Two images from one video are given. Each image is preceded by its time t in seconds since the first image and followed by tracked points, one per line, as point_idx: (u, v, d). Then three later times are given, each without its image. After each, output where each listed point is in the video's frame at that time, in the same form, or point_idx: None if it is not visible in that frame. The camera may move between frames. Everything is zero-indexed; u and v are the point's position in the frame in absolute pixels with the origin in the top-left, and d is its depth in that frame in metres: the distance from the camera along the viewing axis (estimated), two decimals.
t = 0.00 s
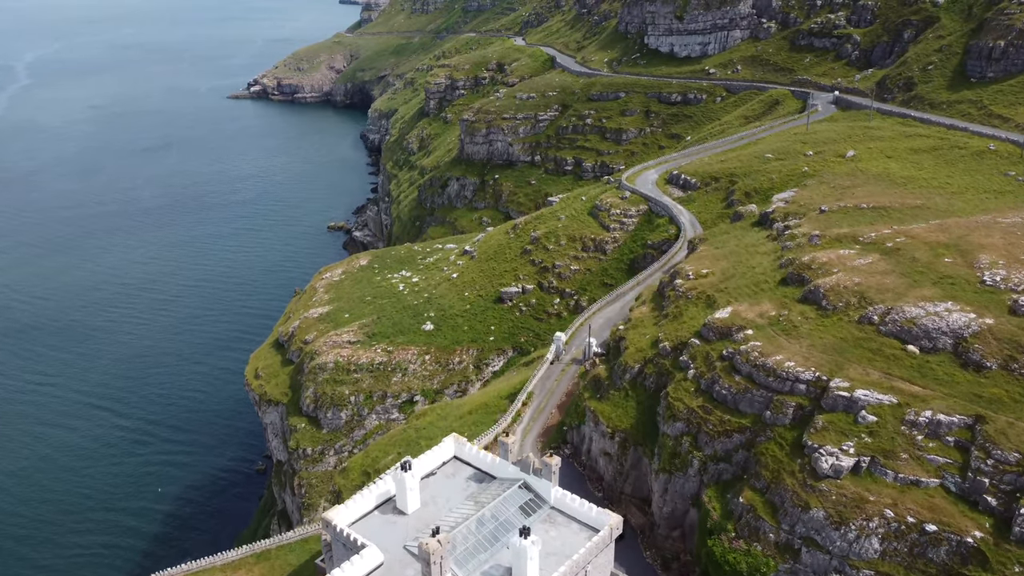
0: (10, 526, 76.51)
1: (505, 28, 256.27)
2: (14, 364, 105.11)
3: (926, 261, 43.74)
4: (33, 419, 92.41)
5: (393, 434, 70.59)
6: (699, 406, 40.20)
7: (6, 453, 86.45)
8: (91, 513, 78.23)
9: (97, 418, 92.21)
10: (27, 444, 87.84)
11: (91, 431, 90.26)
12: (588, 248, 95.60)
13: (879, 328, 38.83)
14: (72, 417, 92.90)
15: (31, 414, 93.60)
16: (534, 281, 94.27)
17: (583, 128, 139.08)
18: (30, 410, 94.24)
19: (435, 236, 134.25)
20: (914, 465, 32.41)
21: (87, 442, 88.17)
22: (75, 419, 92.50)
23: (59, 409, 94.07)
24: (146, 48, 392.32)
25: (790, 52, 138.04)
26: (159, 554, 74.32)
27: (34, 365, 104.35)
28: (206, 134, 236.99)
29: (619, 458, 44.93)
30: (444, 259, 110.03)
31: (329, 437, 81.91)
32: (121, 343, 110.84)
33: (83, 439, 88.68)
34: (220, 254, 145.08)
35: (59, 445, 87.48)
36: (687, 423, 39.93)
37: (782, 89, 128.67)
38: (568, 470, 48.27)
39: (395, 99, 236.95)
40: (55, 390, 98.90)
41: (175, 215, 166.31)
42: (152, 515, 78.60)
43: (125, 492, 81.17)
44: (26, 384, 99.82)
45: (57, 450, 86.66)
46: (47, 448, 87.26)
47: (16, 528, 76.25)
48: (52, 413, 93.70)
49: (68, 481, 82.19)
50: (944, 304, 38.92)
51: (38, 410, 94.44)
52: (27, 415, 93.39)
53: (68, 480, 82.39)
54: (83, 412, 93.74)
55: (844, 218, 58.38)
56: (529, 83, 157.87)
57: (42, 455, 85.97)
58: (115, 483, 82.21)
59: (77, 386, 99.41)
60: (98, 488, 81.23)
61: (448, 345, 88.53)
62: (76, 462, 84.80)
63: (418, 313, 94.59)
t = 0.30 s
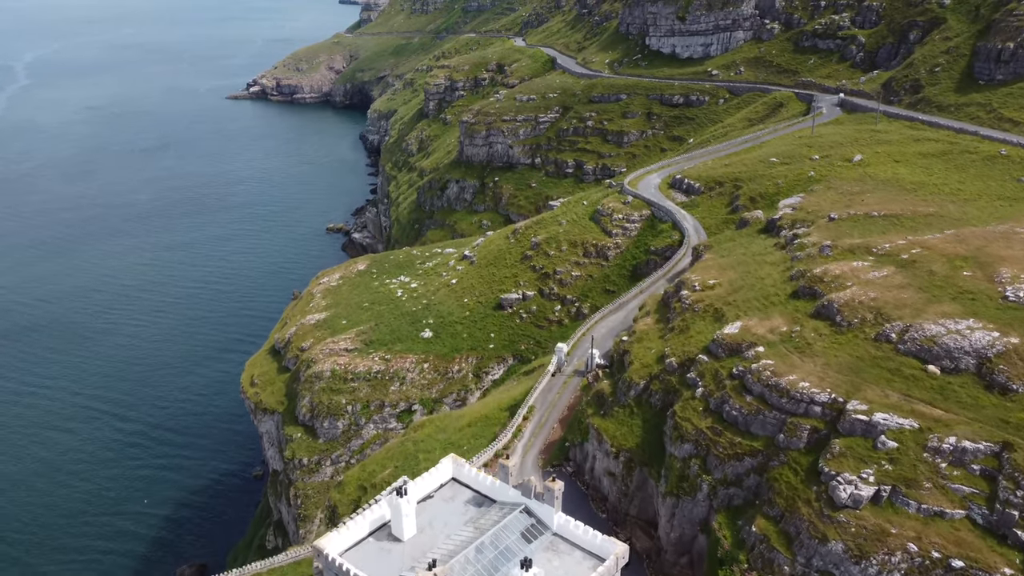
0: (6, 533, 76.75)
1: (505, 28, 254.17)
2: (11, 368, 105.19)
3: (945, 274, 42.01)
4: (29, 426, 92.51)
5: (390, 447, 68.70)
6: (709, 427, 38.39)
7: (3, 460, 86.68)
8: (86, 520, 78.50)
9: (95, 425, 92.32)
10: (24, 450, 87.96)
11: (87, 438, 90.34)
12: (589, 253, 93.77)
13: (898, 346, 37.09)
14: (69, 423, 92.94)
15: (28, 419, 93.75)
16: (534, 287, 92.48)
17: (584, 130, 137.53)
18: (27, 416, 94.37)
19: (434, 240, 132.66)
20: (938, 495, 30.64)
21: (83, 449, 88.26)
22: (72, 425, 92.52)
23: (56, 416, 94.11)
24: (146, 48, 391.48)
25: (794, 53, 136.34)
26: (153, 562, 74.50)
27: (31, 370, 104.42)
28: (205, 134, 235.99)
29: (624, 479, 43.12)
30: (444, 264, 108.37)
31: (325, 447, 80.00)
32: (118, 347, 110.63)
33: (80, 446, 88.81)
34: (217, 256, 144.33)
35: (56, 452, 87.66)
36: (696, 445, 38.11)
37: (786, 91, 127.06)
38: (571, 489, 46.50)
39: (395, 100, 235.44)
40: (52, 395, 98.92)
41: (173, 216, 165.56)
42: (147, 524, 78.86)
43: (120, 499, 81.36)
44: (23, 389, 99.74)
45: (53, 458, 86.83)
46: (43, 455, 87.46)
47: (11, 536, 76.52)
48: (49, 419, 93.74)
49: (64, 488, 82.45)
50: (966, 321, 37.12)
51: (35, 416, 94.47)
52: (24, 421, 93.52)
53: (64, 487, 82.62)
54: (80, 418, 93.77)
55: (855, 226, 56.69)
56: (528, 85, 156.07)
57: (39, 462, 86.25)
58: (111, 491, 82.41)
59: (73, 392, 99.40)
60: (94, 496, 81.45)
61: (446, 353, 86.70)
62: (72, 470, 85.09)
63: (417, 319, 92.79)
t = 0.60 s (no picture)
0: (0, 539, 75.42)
1: (505, 28, 252.40)
2: (6, 370, 103.70)
3: (963, 288, 40.29)
4: (24, 429, 91.06)
5: (387, 460, 66.74)
6: (719, 450, 36.59)
7: None
8: (82, 526, 77.14)
9: (91, 429, 90.89)
10: (18, 454, 86.46)
11: (83, 441, 88.92)
12: (591, 259, 92.02)
13: (917, 367, 35.36)
14: (64, 426, 91.49)
15: (23, 423, 92.28)
16: (535, 294, 90.63)
17: (585, 133, 135.67)
18: (22, 419, 92.91)
19: (434, 243, 130.90)
20: (964, 528, 28.90)
21: (79, 452, 86.82)
22: (67, 429, 91.04)
23: (52, 419, 92.68)
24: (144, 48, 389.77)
25: (797, 55, 134.66)
26: (150, 569, 73.13)
27: (26, 372, 102.96)
28: (203, 134, 234.28)
29: (630, 502, 41.32)
30: (442, 269, 106.57)
31: (322, 457, 78.30)
32: (115, 349, 109.08)
33: (76, 450, 87.37)
34: (215, 257, 142.82)
35: (51, 456, 86.19)
36: (705, 469, 36.30)
37: (790, 93, 125.33)
38: (573, 510, 44.62)
39: (395, 100, 233.85)
40: (47, 398, 97.41)
41: (171, 216, 163.99)
42: (144, 529, 77.50)
43: (116, 504, 80.01)
44: (17, 392, 98.27)
45: (48, 462, 85.43)
46: (38, 459, 86.06)
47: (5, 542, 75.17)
48: (44, 423, 92.21)
49: (59, 493, 81.06)
50: (989, 340, 35.33)
51: (30, 420, 92.93)
52: (18, 424, 92.04)
53: (59, 492, 81.24)
54: (76, 421, 92.34)
55: (866, 235, 54.97)
56: (529, 86, 154.34)
57: (34, 466, 84.79)
58: (107, 495, 81.03)
59: (69, 395, 97.89)
60: (90, 501, 80.07)
61: (445, 362, 84.86)
62: (68, 474, 83.66)
63: (415, 327, 90.96)
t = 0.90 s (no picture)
0: None
1: (505, 28, 250.52)
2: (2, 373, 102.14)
3: (985, 304, 38.54)
4: (19, 434, 89.51)
5: (384, 475, 64.97)
6: (730, 476, 34.75)
7: None
8: (77, 532, 75.64)
9: (88, 433, 89.44)
10: (14, 459, 84.95)
11: (80, 445, 87.44)
12: (593, 266, 90.31)
13: (939, 390, 33.62)
14: (60, 430, 90.00)
15: (18, 426, 90.75)
16: (535, 300, 88.87)
17: (586, 135, 133.60)
18: (17, 423, 91.36)
19: (434, 246, 129.16)
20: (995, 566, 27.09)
21: (75, 457, 85.31)
22: (63, 433, 89.52)
23: (48, 423, 91.21)
24: (143, 48, 387.86)
25: (801, 56, 132.86)
26: None
27: (22, 375, 101.38)
28: (202, 134, 232.53)
29: (636, 526, 39.44)
30: (442, 274, 104.80)
31: (318, 468, 76.53)
32: (111, 352, 107.56)
33: (72, 454, 85.90)
34: (212, 259, 141.26)
35: (46, 460, 84.70)
36: (716, 495, 34.43)
37: (794, 95, 123.54)
38: (576, 534, 42.89)
39: (394, 101, 232.11)
40: (43, 401, 95.90)
41: (169, 217, 162.42)
42: (141, 536, 75.97)
43: (113, 510, 78.56)
44: (13, 395, 96.70)
45: (43, 466, 83.96)
46: (34, 464, 84.57)
47: None
48: (39, 427, 90.68)
49: (54, 498, 79.59)
50: (1015, 361, 33.57)
51: (25, 423, 91.36)
52: (13, 428, 90.51)
53: (54, 496, 79.76)
54: (72, 425, 90.81)
55: (878, 244, 53.28)
56: (529, 88, 152.59)
57: (29, 471, 83.28)
58: (103, 501, 79.52)
59: (65, 398, 96.35)
60: (86, 506, 78.58)
61: (444, 370, 82.99)
62: (64, 479, 82.16)
63: (413, 334, 89.04)
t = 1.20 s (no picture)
0: None
1: (505, 29, 248.56)
2: None
3: (1009, 322, 36.75)
4: (14, 437, 87.98)
5: (381, 490, 63.18)
6: (742, 504, 32.92)
7: None
8: (71, 538, 74.04)
9: (84, 436, 87.89)
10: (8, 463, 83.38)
11: (76, 448, 85.89)
12: (595, 272, 88.51)
13: (964, 416, 31.82)
14: (55, 433, 88.45)
15: (13, 430, 89.24)
16: (536, 307, 86.96)
17: (587, 137, 131.56)
18: (12, 426, 89.83)
19: (433, 249, 127.31)
20: None
21: (70, 460, 83.70)
22: (58, 437, 87.95)
23: (43, 426, 89.65)
24: (141, 49, 386.00)
25: (806, 57, 130.98)
26: None
27: (17, 378, 99.82)
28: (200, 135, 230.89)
29: (641, 553, 37.48)
30: (441, 279, 102.93)
31: (314, 479, 74.47)
32: (108, 354, 105.95)
33: (67, 457, 84.33)
34: (210, 260, 139.62)
35: (41, 464, 83.15)
36: (728, 525, 32.56)
37: (798, 97, 121.71)
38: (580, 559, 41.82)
39: (394, 101, 230.32)
40: (39, 404, 94.36)
41: (166, 218, 160.81)
42: (136, 541, 74.44)
43: (109, 515, 77.01)
44: (7, 398, 95.10)
45: (38, 470, 82.39)
46: (29, 467, 83.03)
47: None
48: (34, 430, 89.11)
49: (49, 503, 78.02)
50: None
51: (20, 426, 89.77)
52: (8, 432, 89.01)
53: (49, 501, 78.20)
54: (67, 428, 89.26)
55: (892, 255, 51.51)
56: (529, 89, 150.69)
57: (23, 475, 81.72)
58: (98, 506, 77.94)
59: (61, 401, 94.77)
60: (80, 510, 76.99)
61: (442, 380, 80.87)
62: (59, 483, 80.62)
63: (412, 342, 87.01)
